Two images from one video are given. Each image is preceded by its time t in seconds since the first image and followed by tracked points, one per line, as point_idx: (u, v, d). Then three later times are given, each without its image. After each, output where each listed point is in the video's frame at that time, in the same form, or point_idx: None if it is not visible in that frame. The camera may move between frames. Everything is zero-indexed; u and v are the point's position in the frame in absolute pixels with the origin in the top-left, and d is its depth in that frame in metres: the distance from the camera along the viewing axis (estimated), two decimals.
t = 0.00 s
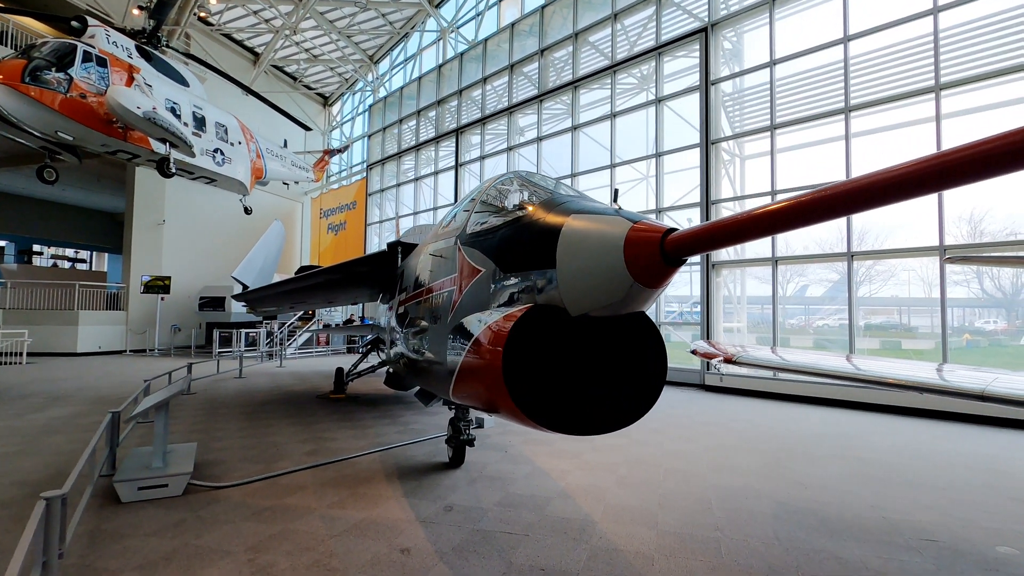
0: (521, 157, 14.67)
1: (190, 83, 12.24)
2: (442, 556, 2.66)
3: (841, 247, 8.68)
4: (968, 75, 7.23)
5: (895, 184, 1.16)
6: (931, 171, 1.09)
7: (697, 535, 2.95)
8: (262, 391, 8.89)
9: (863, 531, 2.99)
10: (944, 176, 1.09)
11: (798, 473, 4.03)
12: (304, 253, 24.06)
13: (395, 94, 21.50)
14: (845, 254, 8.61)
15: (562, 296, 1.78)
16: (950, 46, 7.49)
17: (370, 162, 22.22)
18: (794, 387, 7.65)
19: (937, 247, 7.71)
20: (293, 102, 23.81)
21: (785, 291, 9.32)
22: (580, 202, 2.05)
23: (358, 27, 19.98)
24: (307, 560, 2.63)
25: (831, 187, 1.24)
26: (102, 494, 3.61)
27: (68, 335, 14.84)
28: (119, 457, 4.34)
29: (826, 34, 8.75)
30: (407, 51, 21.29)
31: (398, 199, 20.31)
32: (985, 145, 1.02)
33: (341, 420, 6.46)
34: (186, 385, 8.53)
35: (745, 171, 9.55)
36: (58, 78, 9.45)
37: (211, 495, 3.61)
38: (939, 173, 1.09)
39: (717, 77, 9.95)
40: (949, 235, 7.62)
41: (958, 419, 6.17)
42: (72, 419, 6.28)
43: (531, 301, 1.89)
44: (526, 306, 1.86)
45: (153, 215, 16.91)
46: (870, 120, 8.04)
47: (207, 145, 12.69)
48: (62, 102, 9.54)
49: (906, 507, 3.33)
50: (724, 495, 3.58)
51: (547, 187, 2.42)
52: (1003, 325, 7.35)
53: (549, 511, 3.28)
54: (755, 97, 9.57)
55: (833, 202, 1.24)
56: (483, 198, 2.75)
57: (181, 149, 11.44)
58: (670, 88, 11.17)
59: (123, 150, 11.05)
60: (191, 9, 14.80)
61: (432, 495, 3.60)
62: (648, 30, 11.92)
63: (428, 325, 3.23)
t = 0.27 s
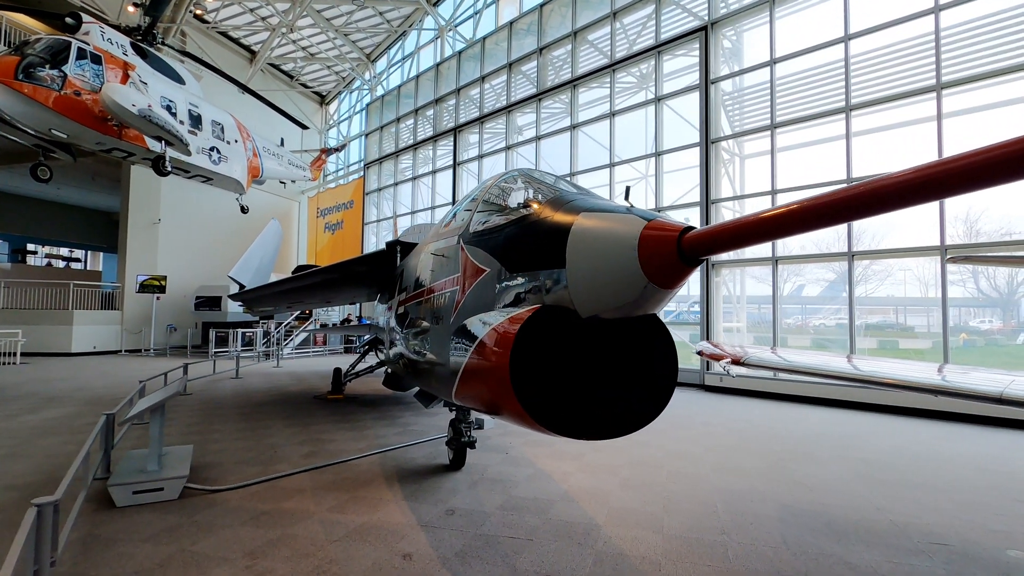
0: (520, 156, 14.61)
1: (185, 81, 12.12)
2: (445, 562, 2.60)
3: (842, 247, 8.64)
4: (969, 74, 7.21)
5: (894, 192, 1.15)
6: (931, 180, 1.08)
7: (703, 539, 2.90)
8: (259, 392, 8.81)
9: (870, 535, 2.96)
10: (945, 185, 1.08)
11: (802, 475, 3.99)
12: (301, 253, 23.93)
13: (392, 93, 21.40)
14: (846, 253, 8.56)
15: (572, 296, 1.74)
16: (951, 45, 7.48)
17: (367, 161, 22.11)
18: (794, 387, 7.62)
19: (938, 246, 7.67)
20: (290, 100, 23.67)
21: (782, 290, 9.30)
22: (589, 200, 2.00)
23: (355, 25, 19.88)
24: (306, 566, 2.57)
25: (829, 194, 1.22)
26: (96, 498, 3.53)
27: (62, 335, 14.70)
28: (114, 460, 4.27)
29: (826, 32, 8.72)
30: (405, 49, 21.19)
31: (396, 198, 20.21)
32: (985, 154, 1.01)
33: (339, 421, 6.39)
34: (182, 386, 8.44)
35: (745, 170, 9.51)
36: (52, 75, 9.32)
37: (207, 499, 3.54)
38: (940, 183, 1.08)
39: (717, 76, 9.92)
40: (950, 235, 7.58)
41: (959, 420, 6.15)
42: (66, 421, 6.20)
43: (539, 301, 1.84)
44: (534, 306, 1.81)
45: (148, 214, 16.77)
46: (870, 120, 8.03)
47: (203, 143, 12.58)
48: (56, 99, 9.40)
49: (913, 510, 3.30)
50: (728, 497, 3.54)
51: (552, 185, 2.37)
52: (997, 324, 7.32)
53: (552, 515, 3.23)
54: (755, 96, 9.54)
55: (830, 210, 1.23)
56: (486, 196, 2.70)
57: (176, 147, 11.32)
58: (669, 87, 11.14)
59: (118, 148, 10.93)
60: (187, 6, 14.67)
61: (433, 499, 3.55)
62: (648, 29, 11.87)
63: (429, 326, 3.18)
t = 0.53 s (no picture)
0: (518, 154, 14.55)
1: (182, 78, 12.00)
2: (451, 565, 2.55)
3: (843, 245, 8.61)
4: (970, 72, 7.21)
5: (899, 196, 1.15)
6: (933, 183, 1.09)
7: (713, 540, 2.86)
8: (257, 392, 8.74)
9: (880, 536, 2.93)
10: (947, 191, 1.08)
11: (809, 475, 3.97)
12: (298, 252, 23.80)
13: (390, 91, 21.30)
14: (847, 252, 8.52)
15: (587, 295, 1.71)
16: (952, 43, 7.48)
17: (364, 160, 22.00)
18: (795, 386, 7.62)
19: (939, 244, 7.66)
20: (287, 98, 23.52)
21: (779, 289, 9.27)
22: (603, 196, 1.95)
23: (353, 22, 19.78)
24: (310, 571, 2.52)
25: (829, 198, 1.23)
26: (93, 501, 3.47)
27: (57, 335, 14.55)
28: (111, 461, 4.20)
29: (828, 29, 8.70)
30: (402, 47, 21.09)
31: (393, 196, 20.12)
32: (986, 161, 1.02)
33: (339, 421, 6.34)
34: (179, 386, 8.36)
35: (746, 169, 9.49)
36: (46, 72, 9.20)
37: (207, 501, 3.48)
38: (946, 187, 1.07)
39: (717, 74, 9.90)
40: (954, 235, 7.54)
41: (961, 419, 6.15)
42: (61, 421, 6.11)
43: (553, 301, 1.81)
44: (547, 305, 1.77)
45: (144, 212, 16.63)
46: (871, 118, 8.02)
47: (199, 141, 12.47)
48: (51, 96, 9.27)
49: (922, 511, 3.27)
50: (736, 498, 3.50)
51: (560, 181, 2.33)
52: (996, 323, 7.32)
53: (558, 517, 3.19)
54: (756, 94, 9.51)
55: (830, 214, 1.23)
56: (492, 193, 2.66)
57: (173, 145, 11.21)
58: (670, 85, 11.10)
59: (114, 146, 10.82)
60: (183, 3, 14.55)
61: (437, 500, 3.51)
62: (648, 26, 11.82)
63: (433, 325, 3.12)
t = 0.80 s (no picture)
0: (517, 153, 14.49)
1: (179, 76, 11.87)
2: (462, 568, 2.52)
3: (844, 244, 8.60)
4: (973, 70, 7.21)
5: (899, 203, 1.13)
6: (933, 192, 1.06)
7: (725, 542, 2.84)
8: (256, 392, 8.67)
9: (893, 537, 2.92)
10: (945, 200, 1.06)
11: (816, 475, 3.95)
12: (296, 251, 23.68)
13: (388, 89, 21.20)
14: (849, 251, 8.49)
15: (608, 293, 1.67)
16: (955, 41, 7.47)
17: (362, 159, 21.89)
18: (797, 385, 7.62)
19: (942, 242, 7.66)
20: (284, 96, 23.37)
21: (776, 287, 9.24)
22: (623, 193, 1.90)
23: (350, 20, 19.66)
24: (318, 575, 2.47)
25: (827, 206, 1.22)
26: (94, 504, 3.42)
27: (53, 335, 14.42)
28: (111, 463, 4.13)
29: (829, 28, 8.69)
30: (400, 45, 21.00)
31: (391, 195, 20.03)
32: (983, 171, 0.99)
33: (340, 421, 6.28)
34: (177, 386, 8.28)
35: (746, 167, 9.48)
36: (41, 69, 9.13)
37: (210, 504, 3.43)
38: (946, 197, 1.05)
39: (718, 72, 9.90)
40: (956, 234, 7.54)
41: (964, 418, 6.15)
42: (59, 422, 6.03)
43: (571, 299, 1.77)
44: (565, 304, 1.73)
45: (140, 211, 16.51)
46: (873, 116, 8.02)
47: (197, 139, 12.37)
48: (46, 93, 9.20)
49: (933, 511, 3.26)
50: (745, 498, 3.48)
51: (574, 178, 2.29)
52: (991, 322, 7.34)
53: (567, 518, 3.16)
54: (757, 92, 9.49)
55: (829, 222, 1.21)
56: (501, 190, 2.62)
57: (170, 143, 11.10)
58: (670, 83, 11.07)
59: (110, 144, 10.72)
60: None
61: (444, 502, 3.47)
62: (648, 25, 11.78)
63: (441, 325, 3.08)
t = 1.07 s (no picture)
0: (517, 153, 14.44)
1: (177, 74, 11.78)
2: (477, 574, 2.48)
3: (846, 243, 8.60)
4: (976, 69, 7.22)
5: (902, 219, 1.14)
6: (937, 206, 1.08)
7: (741, 545, 2.81)
8: (257, 393, 8.60)
9: (909, 539, 2.90)
10: (950, 214, 1.07)
11: (827, 476, 3.93)
12: (294, 251, 23.57)
13: (386, 89, 21.12)
14: (851, 251, 8.48)
15: (637, 295, 1.63)
16: (958, 41, 7.48)
17: (360, 158, 21.80)
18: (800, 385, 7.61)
19: (945, 242, 7.67)
20: (282, 95, 23.23)
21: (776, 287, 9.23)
22: (651, 193, 1.86)
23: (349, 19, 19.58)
24: None
25: (832, 216, 1.23)
26: (98, 508, 3.36)
27: (49, 335, 14.30)
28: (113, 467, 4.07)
29: (832, 27, 8.69)
30: (399, 44, 20.92)
31: (390, 195, 19.96)
32: (986, 185, 1.01)
33: (343, 423, 6.23)
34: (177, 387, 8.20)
35: (748, 167, 9.48)
36: (38, 67, 9.08)
37: (215, 509, 3.38)
38: (950, 210, 1.06)
39: (719, 72, 9.92)
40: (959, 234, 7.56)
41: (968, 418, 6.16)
42: (57, 425, 5.96)
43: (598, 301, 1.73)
44: (592, 306, 1.69)
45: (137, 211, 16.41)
46: (876, 115, 8.03)
47: (195, 138, 12.28)
48: (43, 92, 9.13)
49: (946, 513, 3.24)
50: (756, 500, 3.46)
51: (592, 177, 2.26)
52: (985, 320, 7.31)
53: (580, 521, 3.13)
54: (758, 92, 9.49)
55: (833, 233, 1.23)
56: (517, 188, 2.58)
57: (168, 142, 11.01)
58: (671, 83, 11.06)
59: (108, 143, 10.62)
60: None
61: (454, 505, 3.43)
62: (649, 24, 11.76)
63: (452, 327, 3.03)
